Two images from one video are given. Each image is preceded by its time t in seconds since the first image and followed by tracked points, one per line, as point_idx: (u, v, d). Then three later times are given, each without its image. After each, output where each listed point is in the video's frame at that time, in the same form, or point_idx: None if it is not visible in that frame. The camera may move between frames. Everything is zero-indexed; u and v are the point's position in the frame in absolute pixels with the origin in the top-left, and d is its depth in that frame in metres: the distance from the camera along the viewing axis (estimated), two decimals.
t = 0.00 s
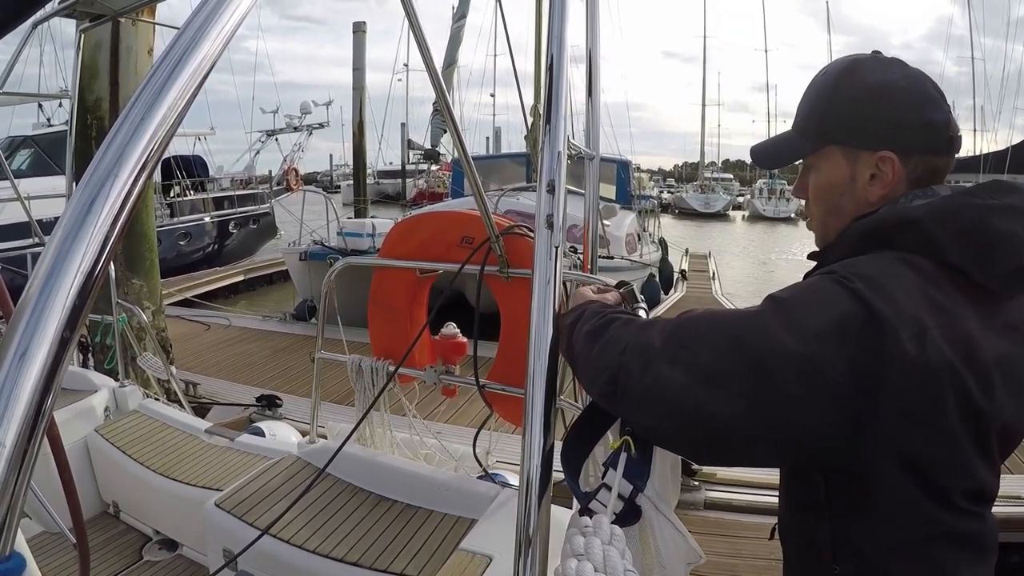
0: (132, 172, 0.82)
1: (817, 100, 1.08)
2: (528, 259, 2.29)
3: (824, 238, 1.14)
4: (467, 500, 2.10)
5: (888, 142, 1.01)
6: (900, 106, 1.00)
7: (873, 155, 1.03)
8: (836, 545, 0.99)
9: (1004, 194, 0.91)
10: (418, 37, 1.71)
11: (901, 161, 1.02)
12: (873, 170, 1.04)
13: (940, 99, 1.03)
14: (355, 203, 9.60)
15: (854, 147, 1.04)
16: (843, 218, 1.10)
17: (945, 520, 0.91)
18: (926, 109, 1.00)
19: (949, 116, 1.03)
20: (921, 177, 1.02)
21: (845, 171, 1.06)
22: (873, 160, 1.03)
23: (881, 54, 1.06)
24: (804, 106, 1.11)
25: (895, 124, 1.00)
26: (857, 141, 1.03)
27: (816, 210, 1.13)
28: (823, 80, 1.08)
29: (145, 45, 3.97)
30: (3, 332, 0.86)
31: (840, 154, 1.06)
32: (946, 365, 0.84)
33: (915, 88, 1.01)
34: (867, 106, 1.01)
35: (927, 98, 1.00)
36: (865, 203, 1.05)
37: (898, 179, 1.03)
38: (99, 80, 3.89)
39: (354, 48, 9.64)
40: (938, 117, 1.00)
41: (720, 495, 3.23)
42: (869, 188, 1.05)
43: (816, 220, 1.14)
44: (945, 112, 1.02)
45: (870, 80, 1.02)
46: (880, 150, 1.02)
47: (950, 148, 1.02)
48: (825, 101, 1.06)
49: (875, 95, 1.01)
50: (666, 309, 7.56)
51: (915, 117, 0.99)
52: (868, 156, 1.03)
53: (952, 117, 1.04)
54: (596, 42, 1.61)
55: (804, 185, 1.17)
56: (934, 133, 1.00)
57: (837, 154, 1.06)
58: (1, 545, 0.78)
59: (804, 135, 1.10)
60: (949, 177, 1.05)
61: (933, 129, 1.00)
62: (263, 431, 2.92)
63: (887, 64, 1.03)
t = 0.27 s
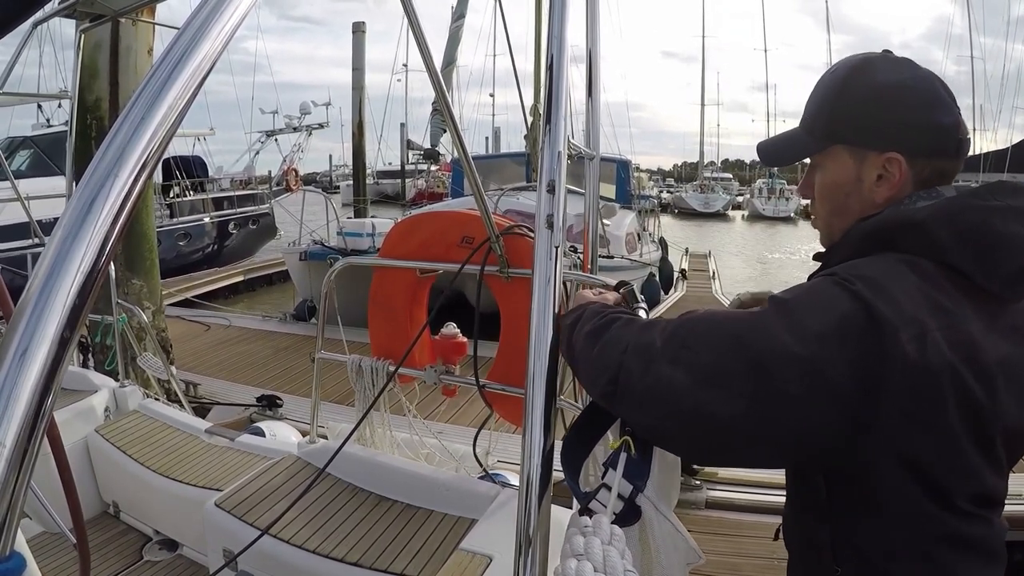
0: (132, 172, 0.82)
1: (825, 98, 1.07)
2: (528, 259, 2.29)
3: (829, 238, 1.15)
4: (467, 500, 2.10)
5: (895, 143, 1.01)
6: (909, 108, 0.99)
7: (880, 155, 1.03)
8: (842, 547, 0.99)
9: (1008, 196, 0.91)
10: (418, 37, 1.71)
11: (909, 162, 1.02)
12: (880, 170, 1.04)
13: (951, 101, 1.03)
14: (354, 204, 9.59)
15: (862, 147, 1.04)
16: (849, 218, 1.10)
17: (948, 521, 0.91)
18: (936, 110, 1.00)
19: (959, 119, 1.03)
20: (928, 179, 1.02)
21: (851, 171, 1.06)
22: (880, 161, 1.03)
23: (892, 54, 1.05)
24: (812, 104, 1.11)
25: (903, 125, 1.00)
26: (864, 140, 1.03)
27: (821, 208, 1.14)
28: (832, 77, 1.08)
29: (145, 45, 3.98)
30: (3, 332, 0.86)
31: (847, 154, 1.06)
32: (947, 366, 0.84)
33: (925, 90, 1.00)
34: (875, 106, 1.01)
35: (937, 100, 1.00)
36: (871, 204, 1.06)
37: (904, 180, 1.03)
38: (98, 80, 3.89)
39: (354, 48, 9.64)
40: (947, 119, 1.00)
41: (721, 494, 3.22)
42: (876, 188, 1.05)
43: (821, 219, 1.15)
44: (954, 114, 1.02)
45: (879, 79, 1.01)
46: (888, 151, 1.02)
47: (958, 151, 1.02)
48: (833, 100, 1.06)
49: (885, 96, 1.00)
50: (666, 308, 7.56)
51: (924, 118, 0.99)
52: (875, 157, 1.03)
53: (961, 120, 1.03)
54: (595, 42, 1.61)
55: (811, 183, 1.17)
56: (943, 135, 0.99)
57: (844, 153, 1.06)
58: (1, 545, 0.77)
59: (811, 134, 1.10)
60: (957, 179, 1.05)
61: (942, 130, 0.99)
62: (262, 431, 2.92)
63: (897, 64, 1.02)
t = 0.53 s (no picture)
0: (132, 172, 0.82)
1: (826, 98, 1.07)
2: (528, 259, 2.29)
3: (829, 239, 1.15)
4: (467, 500, 2.10)
5: (898, 145, 1.01)
6: (911, 109, 0.99)
7: (881, 158, 1.03)
8: (854, 549, 0.99)
9: (1007, 188, 0.89)
10: (418, 36, 1.71)
11: (910, 165, 1.02)
12: (881, 173, 1.04)
13: (953, 101, 1.03)
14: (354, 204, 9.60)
15: (862, 150, 1.04)
16: (849, 220, 1.10)
17: (957, 516, 0.91)
18: (938, 112, 1.00)
19: (961, 120, 1.02)
20: (930, 180, 1.02)
21: (852, 174, 1.06)
22: (881, 164, 1.03)
23: (894, 54, 1.05)
24: (814, 104, 1.10)
25: (904, 124, 1.00)
26: (866, 142, 1.03)
27: (820, 208, 1.14)
28: (833, 77, 1.07)
29: (145, 45, 3.98)
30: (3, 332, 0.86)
31: (848, 156, 1.06)
32: (949, 364, 0.84)
33: (927, 91, 1.00)
34: (877, 108, 1.01)
35: (940, 101, 1.00)
36: (871, 207, 1.06)
37: (906, 182, 1.03)
38: (98, 80, 3.89)
39: (353, 48, 9.64)
40: (949, 121, 1.00)
41: (722, 494, 3.22)
42: (876, 191, 1.05)
43: (821, 220, 1.15)
44: (957, 115, 1.01)
45: (880, 79, 1.01)
46: (889, 153, 1.02)
47: (960, 152, 1.02)
48: (835, 99, 1.06)
49: (885, 98, 1.00)
50: (667, 308, 7.56)
51: (926, 120, 0.99)
52: (876, 160, 1.03)
53: (963, 121, 1.03)
54: (595, 42, 1.61)
55: (810, 183, 1.17)
56: (945, 137, 1.00)
57: (845, 154, 1.06)
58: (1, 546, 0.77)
59: (811, 133, 1.10)
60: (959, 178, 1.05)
61: (944, 133, 0.99)
62: (263, 431, 2.92)
63: (898, 64, 1.02)
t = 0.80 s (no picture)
0: (133, 171, 0.82)
1: (822, 98, 1.07)
2: (528, 259, 2.29)
3: (829, 239, 1.15)
4: (467, 500, 2.10)
5: (897, 144, 1.01)
6: (908, 108, 0.99)
7: (879, 158, 1.03)
8: (854, 549, 0.99)
9: (1006, 185, 0.89)
10: (418, 36, 1.71)
11: (908, 164, 1.02)
12: (879, 173, 1.04)
13: (949, 99, 1.03)
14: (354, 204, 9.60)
15: (860, 150, 1.04)
16: (848, 220, 1.10)
17: (959, 514, 0.91)
18: (935, 110, 1.00)
19: (957, 117, 1.03)
20: (928, 179, 1.02)
21: (850, 174, 1.06)
22: (880, 164, 1.03)
23: (888, 52, 1.05)
24: (809, 104, 1.10)
25: (901, 124, 1.00)
26: (863, 141, 1.03)
27: (819, 208, 1.14)
28: (828, 77, 1.07)
29: (144, 45, 3.98)
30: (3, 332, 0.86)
31: (846, 156, 1.06)
32: (951, 363, 0.84)
33: (923, 89, 1.00)
34: (874, 107, 1.01)
35: (937, 99, 1.00)
36: (870, 207, 1.06)
37: (906, 180, 1.03)
38: (98, 80, 3.89)
39: (353, 48, 9.65)
40: (947, 118, 1.00)
41: (723, 494, 3.22)
42: (875, 191, 1.05)
43: (820, 220, 1.15)
44: (953, 113, 1.02)
45: (876, 78, 1.01)
46: (887, 153, 1.02)
47: (958, 149, 1.02)
48: (831, 98, 1.06)
49: (881, 98, 1.00)
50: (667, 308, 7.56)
51: (923, 118, 0.99)
52: (874, 160, 1.03)
53: (960, 117, 1.03)
54: (595, 41, 1.61)
55: (808, 184, 1.17)
56: (942, 135, 1.00)
57: (843, 154, 1.06)
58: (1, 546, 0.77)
59: (808, 134, 1.10)
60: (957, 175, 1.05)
61: (942, 130, 0.99)
62: (263, 432, 2.92)
63: (893, 62, 1.02)
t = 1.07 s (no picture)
0: (132, 171, 0.82)
1: (816, 98, 1.07)
2: (528, 259, 2.29)
3: (826, 238, 1.15)
4: (467, 500, 2.10)
5: (892, 141, 1.01)
6: (903, 105, 0.99)
7: (875, 155, 1.03)
8: (855, 548, 0.98)
9: (1003, 181, 0.89)
10: (418, 36, 1.71)
11: (904, 160, 1.02)
12: (876, 171, 1.04)
13: (944, 94, 1.03)
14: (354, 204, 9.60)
15: (855, 148, 1.04)
16: (845, 218, 1.10)
17: (958, 511, 0.91)
18: (930, 106, 1.00)
19: (952, 112, 1.03)
20: (924, 175, 1.02)
21: (846, 172, 1.06)
22: (876, 161, 1.03)
23: (881, 49, 1.05)
24: (804, 103, 1.10)
25: (896, 121, 1.00)
26: (858, 140, 1.03)
27: (816, 207, 1.13)
28: (822, 76, 1.07)
29: (144, 44, 3.98)
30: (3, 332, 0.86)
31: (841, 154, 1.06)
32: (949, 358, 0.84)
33: (918, 85, 1.00)
34: (869, 105, 1.01)
35: (931, 95, 1.00)
36: (867, 204, 1.06)
37: (902, 176, 1.03)
38: (97, 80, 3.89)
39: (353, 48, 9.65)
40: (942, 114, 1.00)
41: (725, 494, 3.22)
42: (872, 188, 1.05)
43: (817, 219, 1.15)
44: (949, 109, 1.02)
45: (870, 77, 1.01)
46: (883, 150, 1.02)
47: (954, 145, 1.02)
48: (826, 97, 1.06)
49: (876, 95, 1.00)
50: (667, 308, 7.56)
51: (919, 114, 0.99)
52: (870, 157, 1.04)
53: (955, 113, 1.03)
54: (594, 41, 1.61)
55: (804, 183, 1.17)
56: (938, 131, 1.00)
57: (838, 153, 1.06)
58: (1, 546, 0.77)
59: (802, 133, 1.10)
60: (953, 171, 1.05)
61: (937, 127, 0.99)
62: (262, 432, 2.92)
63: (886, 59, 1.02)
